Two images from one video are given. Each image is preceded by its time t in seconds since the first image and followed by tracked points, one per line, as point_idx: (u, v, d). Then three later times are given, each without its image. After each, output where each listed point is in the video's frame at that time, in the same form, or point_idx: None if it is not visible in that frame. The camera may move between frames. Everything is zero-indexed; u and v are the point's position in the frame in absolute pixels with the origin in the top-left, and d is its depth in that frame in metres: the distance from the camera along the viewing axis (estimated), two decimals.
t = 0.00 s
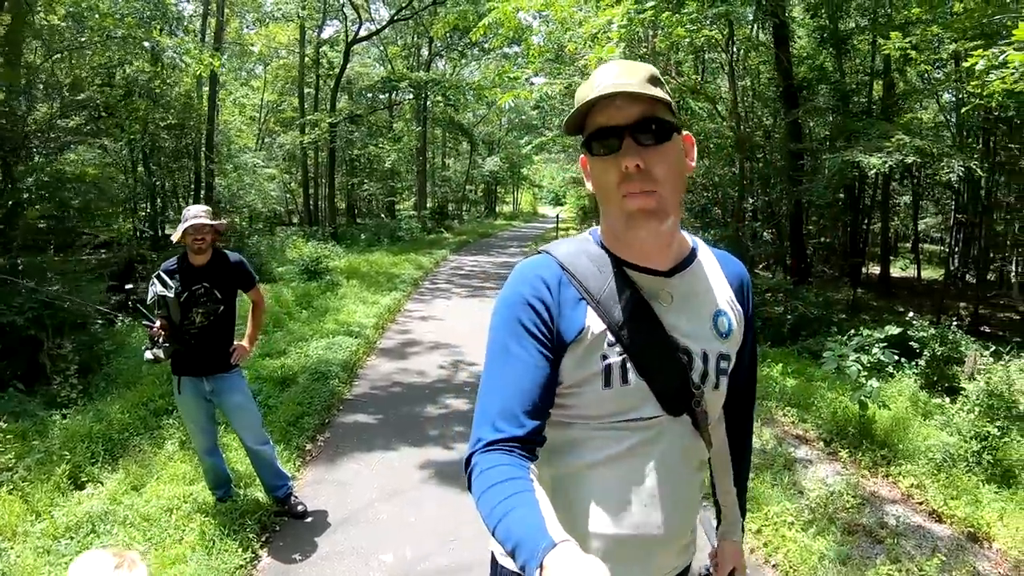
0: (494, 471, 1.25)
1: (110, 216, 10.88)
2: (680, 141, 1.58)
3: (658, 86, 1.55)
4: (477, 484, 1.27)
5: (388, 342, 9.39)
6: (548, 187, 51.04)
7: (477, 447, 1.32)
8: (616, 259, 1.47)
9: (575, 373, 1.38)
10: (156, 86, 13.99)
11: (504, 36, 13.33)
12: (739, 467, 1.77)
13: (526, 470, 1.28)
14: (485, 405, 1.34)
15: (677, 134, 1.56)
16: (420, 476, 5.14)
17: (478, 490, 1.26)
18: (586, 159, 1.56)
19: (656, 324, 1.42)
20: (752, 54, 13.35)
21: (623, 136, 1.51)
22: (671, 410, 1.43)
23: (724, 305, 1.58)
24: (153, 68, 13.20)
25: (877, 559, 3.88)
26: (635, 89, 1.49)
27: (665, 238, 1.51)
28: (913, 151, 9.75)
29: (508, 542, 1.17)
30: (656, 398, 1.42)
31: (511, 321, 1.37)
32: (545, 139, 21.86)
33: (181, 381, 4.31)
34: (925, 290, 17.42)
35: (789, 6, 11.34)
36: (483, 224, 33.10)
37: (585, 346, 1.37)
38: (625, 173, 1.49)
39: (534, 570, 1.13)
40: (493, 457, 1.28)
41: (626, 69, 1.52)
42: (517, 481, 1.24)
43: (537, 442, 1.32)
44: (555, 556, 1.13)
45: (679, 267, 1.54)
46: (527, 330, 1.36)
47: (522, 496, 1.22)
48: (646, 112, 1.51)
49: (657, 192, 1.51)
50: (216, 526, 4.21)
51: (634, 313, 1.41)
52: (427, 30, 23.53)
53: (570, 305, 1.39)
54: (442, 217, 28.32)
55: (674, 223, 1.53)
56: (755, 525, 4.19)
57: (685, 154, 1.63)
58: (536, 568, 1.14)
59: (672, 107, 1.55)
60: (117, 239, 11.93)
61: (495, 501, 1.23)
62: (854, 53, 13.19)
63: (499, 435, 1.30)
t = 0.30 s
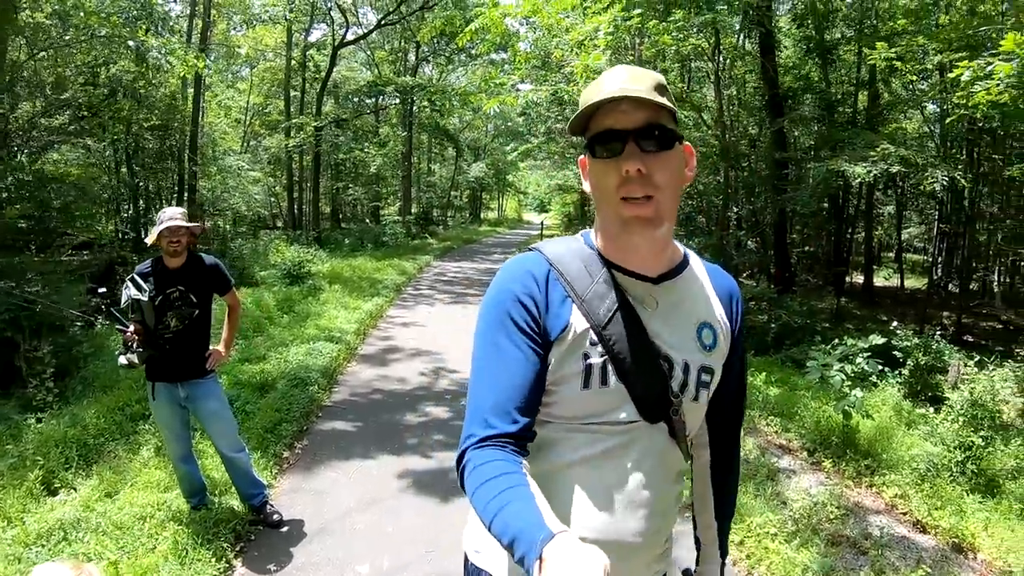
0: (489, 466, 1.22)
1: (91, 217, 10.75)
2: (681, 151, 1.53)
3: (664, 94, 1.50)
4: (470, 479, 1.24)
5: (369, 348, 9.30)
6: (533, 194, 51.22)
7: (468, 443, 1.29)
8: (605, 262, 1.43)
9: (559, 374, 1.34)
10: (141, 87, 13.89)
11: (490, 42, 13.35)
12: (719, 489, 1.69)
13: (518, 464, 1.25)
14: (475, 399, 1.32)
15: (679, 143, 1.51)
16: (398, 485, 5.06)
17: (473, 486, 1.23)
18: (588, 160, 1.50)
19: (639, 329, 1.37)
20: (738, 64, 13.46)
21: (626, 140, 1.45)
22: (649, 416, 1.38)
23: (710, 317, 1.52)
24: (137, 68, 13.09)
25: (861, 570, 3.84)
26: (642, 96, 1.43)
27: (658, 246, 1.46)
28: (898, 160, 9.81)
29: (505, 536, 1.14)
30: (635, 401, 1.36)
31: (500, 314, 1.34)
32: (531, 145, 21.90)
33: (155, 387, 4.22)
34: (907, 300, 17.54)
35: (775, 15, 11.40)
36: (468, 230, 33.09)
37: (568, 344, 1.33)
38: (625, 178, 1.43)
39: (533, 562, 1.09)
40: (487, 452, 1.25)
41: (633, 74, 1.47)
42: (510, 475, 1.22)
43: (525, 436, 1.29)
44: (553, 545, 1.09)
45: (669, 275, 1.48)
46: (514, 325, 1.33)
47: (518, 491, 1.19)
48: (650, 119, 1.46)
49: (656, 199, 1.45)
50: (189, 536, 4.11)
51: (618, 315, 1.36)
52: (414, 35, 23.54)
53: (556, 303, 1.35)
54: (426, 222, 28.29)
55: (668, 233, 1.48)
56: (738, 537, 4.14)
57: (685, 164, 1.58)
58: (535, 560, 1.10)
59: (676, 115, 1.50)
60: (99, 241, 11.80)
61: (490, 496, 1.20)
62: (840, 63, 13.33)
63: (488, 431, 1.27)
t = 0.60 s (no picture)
0: (476, 482, 1.22)
1: (70, 215, 10.58)
2: (678, 161, 1.50)
3: (660, 103, 1.47)
4: (458, 493, 1.24)
5: (351, 352, 9.22)
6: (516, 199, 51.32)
7: (455, 458, 1.28)
8: (596, 275, 1.40)
9: (547, 388, 1.31)
10: (123, 84, 13.71)
11: (477, 45, 13.33)
12: (708, 506, 1.66)
13: (507, 480, 1.25)
14: (462, 412, 1.30)
15: (676, 153, 1.48)
16: (380, 493, 5.00)
17: (460, 502, 1.23)
18: (581, 170, 1.48)
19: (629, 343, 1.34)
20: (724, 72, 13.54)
21: (621, 149, 1.42)
22: (637, 434, 1.34)
23: (703, 333, 1.49)
24: (120, 66, 12.92)
25: None
26: (638, 104, 1.41)
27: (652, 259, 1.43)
28: (882, 170, 9.90)
29: (494, 552, 1.14)
30: (623, 419, 1.33)
31: (488, 326, 1.32)
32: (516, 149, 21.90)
33: (131, 391, 4.13)
34: (887, 308, 17.71)
35: (761, 24, 11.49)
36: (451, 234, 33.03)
37: (557, 357, 1.30)
38: (620, 189, 1.41)
39: None
40: (474, 468, 1.25)
41: (629, 82, 1.44)
42: (499, 491, 1.22)
43: (512, 452, 1.28)
44: (544, 563, 1.11)
45: (662, 289, 1.45)
46: (502, 337, 1.30)
47: (507, 506, 1.20)
48: (646, 128, 1.43)
49: (651, 210, 1.42)
50: (166, 544, 4.03)
51: (607, 328, 1.33)
52: (400, 37, 23.47)
53: (545, 314, 1.32)
54: (408, 226, 28.22)
55: (663, 246, 1.45)
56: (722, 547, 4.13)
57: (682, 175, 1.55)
58: None
59: (673, 126, 1.47)
60: (77, 240, 11.61)
61: (479, 512, 1.19)
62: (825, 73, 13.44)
63: (476, 446, 1.26)
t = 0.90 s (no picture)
0: (483, 487, 1.24)
1: (61, 213, 10.51)
2: (680, 156, 1.51)
3: (660, 98, 1.49)
4: (467, 499, 1.26)
5: (345, 351, 9.21)
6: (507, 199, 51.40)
7: (463, 464, 1.30)
8: (602, 277, 1.41)
9: (554, 392, 1.33)
10: (115, 81, 13.63)
11: (471, 44, 13.34)
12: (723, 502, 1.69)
13: (515, 485, 1.27)
14: (469, 418, 1.33)
15: (677, 149, 1.49)
16: (379, 493, 5.01)
17: (468, 507, 1.25)
18: (582, 170, 1.49)
19: (637, 346, 1.35)
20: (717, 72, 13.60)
21: (621, 148, 1.44)
22: (648, 436, 1.35)
23: (715, 331, 1.50)
24: (112, 62, 12.84)
25: None
26: (637, 102, 1.42)
27: (657, 257, 1.44)
28: (875, 170, 9.97)
29: (501, 555, 1.17)
30: (634, 422, 1.34)
31: (493, 332, 1.34)
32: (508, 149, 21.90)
33: (129, 392, 4.12)
34: (877, 308, 17.85)
35: (754, 24, 11.55)
36: (442, 233, 33.03)
37: (564, 361, 1.32)
38: (622, 188, 1.42)
39: None
40: (482, 472, 1.27)
41: (628, 79, 1.45)
42: (506, 495, 1.24)
43: (519, 456, 1.30)
44: (550, 565, 1.13)
45: (670, 289, 1.46)
46: (507, 343, 1.33)
47: (515, 511, 1.22)
48: (646, 125, 1.44)
49: (658, 206, 1.44)
50: (166, 545, 4.02)
51: (614, 331, 1.34)
52: (392, 35, 23.43)
53: (549, 318, 1.34)
54: (399, 225, 28.19)
55: (668, 244, 1.46)
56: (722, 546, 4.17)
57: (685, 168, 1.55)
58: None
59: (673, 120, 1.48)
60: (69, 238, 11.55)
61: (487, 516, 1.22)
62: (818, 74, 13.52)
63: (484, 451, 1.28)
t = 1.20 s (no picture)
0: (490, 483, 1.29)
1: (48, 209, 10.44)
2: (668, 147, 1.53)
3: (647, 90, 1.52)
4: (474, 496, 1.30)
5: (335, 352, 9.23)
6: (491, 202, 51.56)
7: (470, 464, 1.35)
8: (597, 270, 1.45)
9: (556, 388, 1.38)
10: (103, 78, 13.56)
11: (461, 47, 13.41)
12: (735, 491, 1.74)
13: (521, 479, 1.31)
14: (473, 417, 1.38)
15: (666, 139, 1.51)
16: (376, 492, 5.05)
17: (476, 503, 1.29)
18: (571, 164, 1.51)
19: (636, 338, 1.40)
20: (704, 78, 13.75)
21: (610, 141, 1.46)
22: (654, 427, 1.40)
23: (716, 320, 1.54)
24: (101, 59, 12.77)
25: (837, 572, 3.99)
26: (624, 94, 1.45)
27: (651, 247, 1.46)
28: (862, 178, 10.14)
29: (508, 546, 1.21)
30: (638, 413, 1.39)
31: (492, 333, 1.40)
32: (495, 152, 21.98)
33: (129, 389, 4.13)
34: (859, 314, 18.11)
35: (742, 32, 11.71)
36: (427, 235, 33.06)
37: (563, 357, 1.37)
38: (611, 181, 1.44)
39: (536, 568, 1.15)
40: (488, 471, 1.31)
41: (615, 71, 1.48)
42: (511, 489, 1.28)
43: (524, 452, 1.35)
44: (553, 553, 1.16)
45: (666, 279, 1.50)
46: (505, 343, 1.38)
47: (520, 504, 1.26)
48: (633, 117, 1.47)
49: (648, 197, 1.46)
50: (165, 545, 4.04)
51: (612, 325, 1.39)
52: (381, 37, 23.46)
53: (546, 315, 1.39)
54: (384, 227, 28.19)
55: (661, 234, 1.48)
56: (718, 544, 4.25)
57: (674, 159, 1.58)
58: (536, 565, 1.16)
59: (660, 111, 1.51)
60: (56, 235, 11.47)
61: (493, 510, 1.26)
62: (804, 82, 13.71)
63: (488, 450, 1.33)
